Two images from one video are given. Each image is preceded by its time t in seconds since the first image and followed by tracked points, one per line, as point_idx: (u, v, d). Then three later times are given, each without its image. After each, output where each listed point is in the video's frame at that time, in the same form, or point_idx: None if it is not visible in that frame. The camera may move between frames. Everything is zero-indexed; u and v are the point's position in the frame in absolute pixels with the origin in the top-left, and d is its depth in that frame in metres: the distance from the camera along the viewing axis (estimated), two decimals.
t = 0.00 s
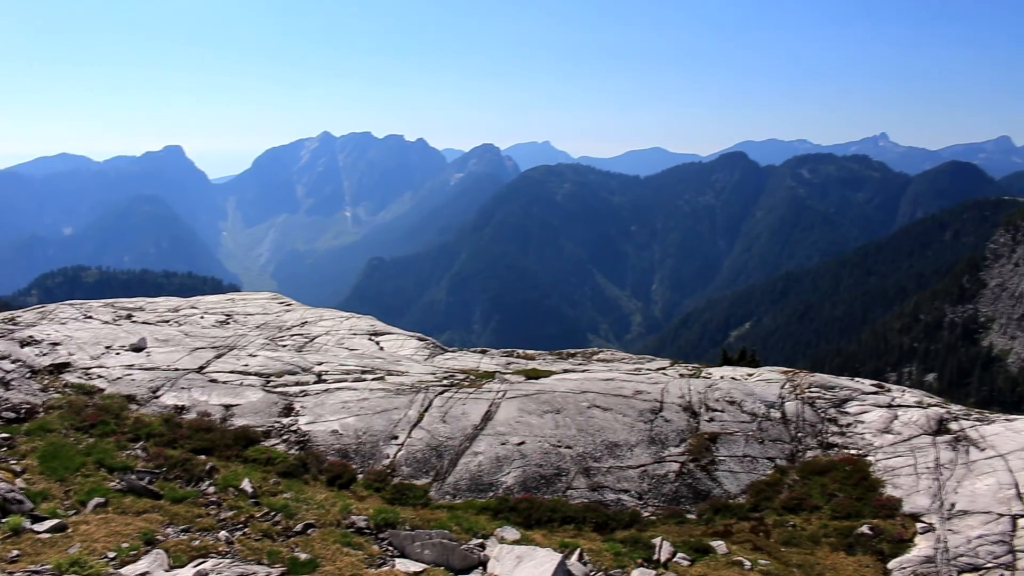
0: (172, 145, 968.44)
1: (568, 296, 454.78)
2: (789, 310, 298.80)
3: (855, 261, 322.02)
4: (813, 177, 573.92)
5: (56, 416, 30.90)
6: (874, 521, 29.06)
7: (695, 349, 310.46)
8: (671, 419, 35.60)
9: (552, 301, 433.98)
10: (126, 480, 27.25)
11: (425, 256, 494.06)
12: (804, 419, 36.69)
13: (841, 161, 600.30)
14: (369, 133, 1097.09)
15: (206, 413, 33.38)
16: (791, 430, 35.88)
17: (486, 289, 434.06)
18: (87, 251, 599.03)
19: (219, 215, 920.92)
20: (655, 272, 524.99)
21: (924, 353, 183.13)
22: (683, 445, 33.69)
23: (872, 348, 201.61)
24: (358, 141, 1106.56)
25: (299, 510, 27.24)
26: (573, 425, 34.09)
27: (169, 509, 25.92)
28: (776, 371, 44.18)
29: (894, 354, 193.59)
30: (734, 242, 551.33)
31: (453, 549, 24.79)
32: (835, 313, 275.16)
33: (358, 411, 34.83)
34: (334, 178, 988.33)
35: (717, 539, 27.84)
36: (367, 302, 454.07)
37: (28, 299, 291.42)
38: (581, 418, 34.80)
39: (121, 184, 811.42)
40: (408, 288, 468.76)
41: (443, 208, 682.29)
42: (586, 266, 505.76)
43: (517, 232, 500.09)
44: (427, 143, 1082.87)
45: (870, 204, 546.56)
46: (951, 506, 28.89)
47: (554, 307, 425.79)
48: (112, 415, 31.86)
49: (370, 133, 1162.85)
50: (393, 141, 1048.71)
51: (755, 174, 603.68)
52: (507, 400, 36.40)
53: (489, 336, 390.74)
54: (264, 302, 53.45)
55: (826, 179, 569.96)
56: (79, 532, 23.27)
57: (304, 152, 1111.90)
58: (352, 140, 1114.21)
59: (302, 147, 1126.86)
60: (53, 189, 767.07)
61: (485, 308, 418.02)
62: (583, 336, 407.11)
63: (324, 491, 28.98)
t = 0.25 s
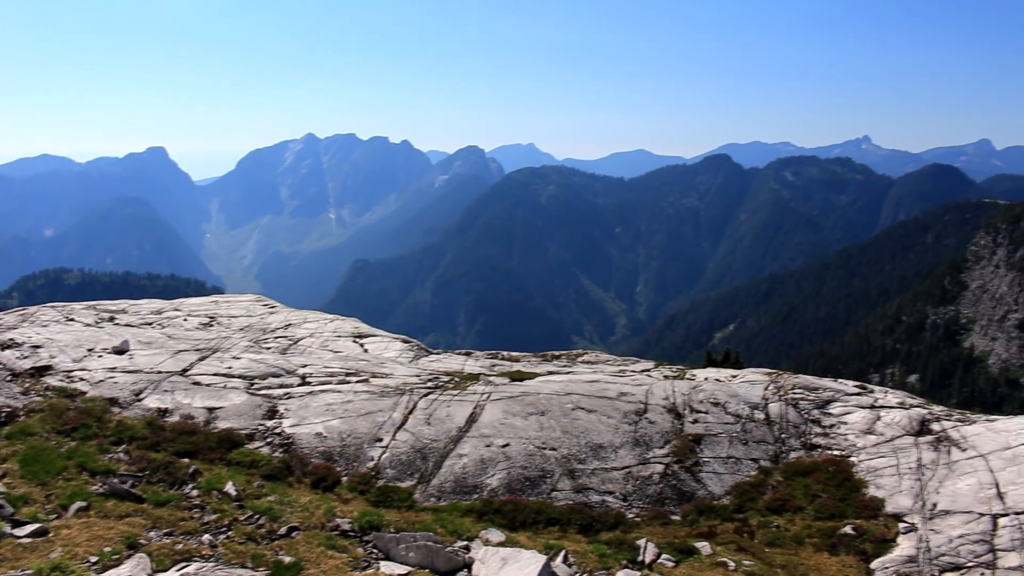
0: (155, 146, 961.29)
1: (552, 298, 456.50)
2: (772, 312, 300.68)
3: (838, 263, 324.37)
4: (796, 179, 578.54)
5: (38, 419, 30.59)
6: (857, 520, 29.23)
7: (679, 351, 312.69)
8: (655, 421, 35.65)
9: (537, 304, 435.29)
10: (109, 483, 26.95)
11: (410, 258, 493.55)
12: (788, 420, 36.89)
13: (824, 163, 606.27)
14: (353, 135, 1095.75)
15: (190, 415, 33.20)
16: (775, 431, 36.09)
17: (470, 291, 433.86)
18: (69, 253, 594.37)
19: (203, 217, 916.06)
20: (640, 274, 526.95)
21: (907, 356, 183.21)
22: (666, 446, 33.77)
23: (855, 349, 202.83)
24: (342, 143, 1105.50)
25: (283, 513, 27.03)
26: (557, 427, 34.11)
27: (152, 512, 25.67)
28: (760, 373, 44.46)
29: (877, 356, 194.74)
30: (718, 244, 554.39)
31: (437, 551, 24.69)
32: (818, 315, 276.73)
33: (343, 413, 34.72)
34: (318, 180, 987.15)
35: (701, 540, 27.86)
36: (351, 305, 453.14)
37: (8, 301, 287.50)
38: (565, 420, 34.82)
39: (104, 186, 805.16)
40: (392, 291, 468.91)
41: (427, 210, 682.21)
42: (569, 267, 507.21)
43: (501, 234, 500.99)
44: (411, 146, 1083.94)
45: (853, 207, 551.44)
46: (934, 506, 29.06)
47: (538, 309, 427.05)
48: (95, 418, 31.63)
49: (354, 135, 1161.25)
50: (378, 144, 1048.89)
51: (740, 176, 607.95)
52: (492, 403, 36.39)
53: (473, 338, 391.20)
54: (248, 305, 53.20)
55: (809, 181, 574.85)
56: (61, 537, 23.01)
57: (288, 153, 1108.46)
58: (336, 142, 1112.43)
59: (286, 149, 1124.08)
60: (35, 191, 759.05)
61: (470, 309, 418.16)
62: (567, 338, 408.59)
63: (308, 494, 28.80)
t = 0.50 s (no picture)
0: (142, 149, 956.65)
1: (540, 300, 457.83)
2: (761, 313, 302.37)
3: (825, 264, 325.23)
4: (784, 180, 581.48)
5: (24, 424, 30.37)
6: (845, 520, 29.33)
7: (668, 352, 314.69)
8: (644, 422, 35.68)
9: (525, 306, 436.32)
10: (97, 488, 26.72)
11: (398, 260, 492.88)
12: (776, 420, 37.03)
13: (812, 164, 609.18)
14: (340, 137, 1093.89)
15: (177, 419, 33.00)
16: (764, 431, 36.18)
17: (459, 293, 433.41)
18: (55, 256, 589.87)
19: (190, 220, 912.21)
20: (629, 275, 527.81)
21: (895, 355, 184.73)
22: (656, 447, 33.77)
23: (844, 350, 204.97)
24: (329, 145, 1103.27)
25: (272, 516, 26.91)
26: (547, 429, 34.09)
27: (140, 517, 25.51)
28: (749, 373, 44.61)
29: (865, 356, 196.27)
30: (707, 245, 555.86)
31: (427, 554, 24.60)
32: (807, 316, 276.92)
33: (333, 415, 34.65)
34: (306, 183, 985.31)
35: (690, 541, 27.88)
36: (340, 307, 452.25)
37: None
38: (556, 421, 34.80)
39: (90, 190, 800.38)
40: (381, 293, 469.64)
41: (415, 212, 681.37)
42: (557, 269, 507.58)
43: (489, 236, 501.83)
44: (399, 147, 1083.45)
45: (841, 207, 553.96)
46: (922, 505, 29.19)
47: (527, 311, 427.85)
48: (82, 422, 31.48)
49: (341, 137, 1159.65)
50: (365, 145, 1047.75)
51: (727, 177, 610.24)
52: (481, 404, 36.44)
53: (462, 340, 391.48)
54: (236, 308, 53.12)
55: (796, 181, 577.74)
56: (47, 542, 22.74)
57: (275, 156, 1105.86)
58: (323, 144, 1110.58)
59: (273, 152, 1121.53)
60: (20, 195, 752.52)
61: (458, 312, 418.39)
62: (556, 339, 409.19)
63: (297, 497, 28.71)
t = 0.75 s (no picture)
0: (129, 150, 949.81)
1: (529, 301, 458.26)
2: (749, 313, 303.88)
3: (812, 264, 326.72)
4: (771, 180, 584.10)
5: (11, 429, 30.08)
6: (834, 519, 29.43)
7: (656, 352, 316.14)
8: (633, 422, 35.70)
9: (514, 307, 436.95)
10: (84, 492, 26.49)
11: (387, 262, 492.83)
12: (765, 420, 37.11)
13: (800, 164, 612.05)
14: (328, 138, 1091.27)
15: (165, 422, 32.90)
16: (753, 430, 36.23)
17: (448, 294, 432.98)
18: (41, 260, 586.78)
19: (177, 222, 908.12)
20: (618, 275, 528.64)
21: (882, 354, 186.91)
22: (645, 447, 33.80)
23: (832, 349, 206.60)
24: (317, 145, 1099.70)
25: (261, 519, 26.82)
26: (536, 430, 34.08)
27: (128, 520, 25.30)
28: (737, 373, 44.79)
29: (853, 355, 197.34)
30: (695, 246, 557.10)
31: (417, 556, 24.51)
32: (794, 315, 277.41)
33: (321, 418, 34.55)
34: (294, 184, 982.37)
35: (680, 540, 27.92)
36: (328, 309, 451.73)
37: None
38: (544, 422, 34.79)
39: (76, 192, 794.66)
40: (370, 295, 468.83)
41: (403, 214, 681.02)
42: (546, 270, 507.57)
43: (478, 237, 501.58)
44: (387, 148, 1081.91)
45: (829, 206, 556.09)
46: (910, 503, 29.38)
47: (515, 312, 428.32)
48: (69, 426, 31.24)
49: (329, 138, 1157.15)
50: (354, 147, 1046.23)
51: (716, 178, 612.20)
52: (469, 405, 36.33)
53: (451, 341, 391.60)
54: (224, 310, 52.90)
55: (784, 181, 580.38)
56: (34, 547, 22.49)
57: (263, 157, 1102.11)
58: (311, 145, 1106.78)
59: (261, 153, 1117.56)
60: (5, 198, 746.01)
61: (447, 313, 418.06)
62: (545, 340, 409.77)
63: (285, 499, 28.64)
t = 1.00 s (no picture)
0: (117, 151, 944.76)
1: (519, 301, 458.69)
2: (738, 313, 305.07)
3: (801, 264, 328.07)
4: (760, 180, 586.50)
5: None
6: (822, 518, 29.53)
7: (646, 352, 317.45)
8: (622, 422, 35.76)
9: (504, 307, 437.53)
10: (71, 495, 26.20)
11: (376, 262, 492.73)
12: (754, 420, 37.18)
13: (789, 164, 614.38)
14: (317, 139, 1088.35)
15: (153, 424, 32.75)
16: (742, 430, 36.31)
17: (437, 295, 433.16)
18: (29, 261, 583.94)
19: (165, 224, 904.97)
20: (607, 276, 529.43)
21: (870, 353, 186.00)
22: (634, 447, 33.87)
23: (820, 348, 208.06)
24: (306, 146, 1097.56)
25: (250, 521, 26.76)
26: (525, 430, 34.05)
27: (116, 523, 25.09)
28: (727, 373, 44.84)
29: (841, 355, 198.42)
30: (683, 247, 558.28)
31: (407, 557, 24.51)
32: (782, 316, 276.79)
33: (310, 420, 34.47)
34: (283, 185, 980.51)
35: (669, 540, 27.95)
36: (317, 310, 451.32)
37: None
38: (534, 423, 34.76)
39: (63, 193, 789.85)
40: (359, 296, 468.74)
41: (392, 214, 680.57)
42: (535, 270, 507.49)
43: (468, 238, 502.05)
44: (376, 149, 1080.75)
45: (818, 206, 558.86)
46: (897, 502, 29.54)
47: (505, 313, 428.79)
48: (56, 429, 31.03)
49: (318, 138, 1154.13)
50: (343, 147, 1044.69)
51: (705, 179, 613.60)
52: (458, 406, 36.32)
53: (441, 342, 392.03)
54: (213, 311, 52.71)
55: (773, 181, 582.94)
56: (20, 550, 22.22)
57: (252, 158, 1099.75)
58: (300, 146, 1104.56)
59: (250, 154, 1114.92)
60: None
61: (437, 313, 418.22)
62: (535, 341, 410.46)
63: (275, 501, 28.52)
